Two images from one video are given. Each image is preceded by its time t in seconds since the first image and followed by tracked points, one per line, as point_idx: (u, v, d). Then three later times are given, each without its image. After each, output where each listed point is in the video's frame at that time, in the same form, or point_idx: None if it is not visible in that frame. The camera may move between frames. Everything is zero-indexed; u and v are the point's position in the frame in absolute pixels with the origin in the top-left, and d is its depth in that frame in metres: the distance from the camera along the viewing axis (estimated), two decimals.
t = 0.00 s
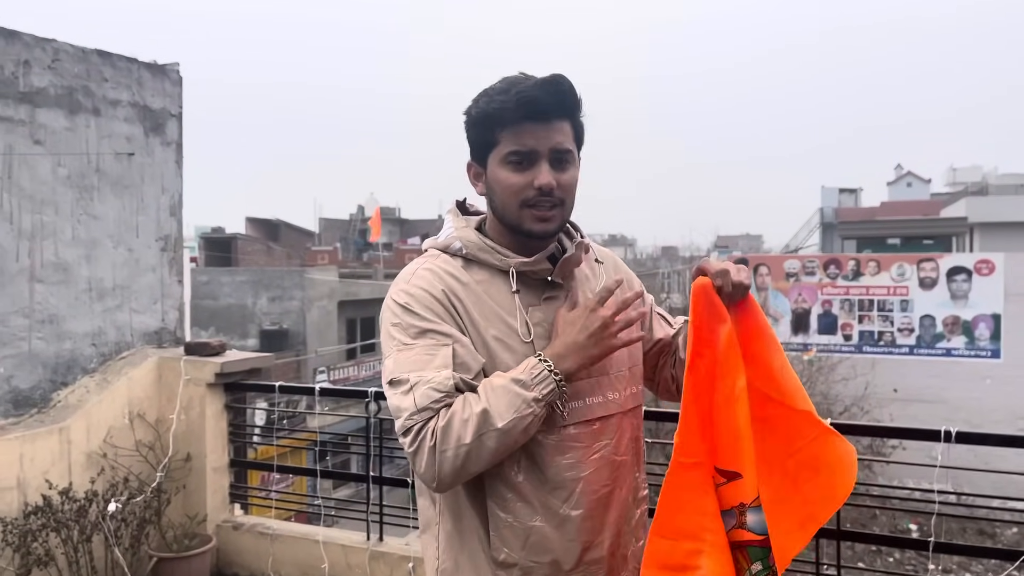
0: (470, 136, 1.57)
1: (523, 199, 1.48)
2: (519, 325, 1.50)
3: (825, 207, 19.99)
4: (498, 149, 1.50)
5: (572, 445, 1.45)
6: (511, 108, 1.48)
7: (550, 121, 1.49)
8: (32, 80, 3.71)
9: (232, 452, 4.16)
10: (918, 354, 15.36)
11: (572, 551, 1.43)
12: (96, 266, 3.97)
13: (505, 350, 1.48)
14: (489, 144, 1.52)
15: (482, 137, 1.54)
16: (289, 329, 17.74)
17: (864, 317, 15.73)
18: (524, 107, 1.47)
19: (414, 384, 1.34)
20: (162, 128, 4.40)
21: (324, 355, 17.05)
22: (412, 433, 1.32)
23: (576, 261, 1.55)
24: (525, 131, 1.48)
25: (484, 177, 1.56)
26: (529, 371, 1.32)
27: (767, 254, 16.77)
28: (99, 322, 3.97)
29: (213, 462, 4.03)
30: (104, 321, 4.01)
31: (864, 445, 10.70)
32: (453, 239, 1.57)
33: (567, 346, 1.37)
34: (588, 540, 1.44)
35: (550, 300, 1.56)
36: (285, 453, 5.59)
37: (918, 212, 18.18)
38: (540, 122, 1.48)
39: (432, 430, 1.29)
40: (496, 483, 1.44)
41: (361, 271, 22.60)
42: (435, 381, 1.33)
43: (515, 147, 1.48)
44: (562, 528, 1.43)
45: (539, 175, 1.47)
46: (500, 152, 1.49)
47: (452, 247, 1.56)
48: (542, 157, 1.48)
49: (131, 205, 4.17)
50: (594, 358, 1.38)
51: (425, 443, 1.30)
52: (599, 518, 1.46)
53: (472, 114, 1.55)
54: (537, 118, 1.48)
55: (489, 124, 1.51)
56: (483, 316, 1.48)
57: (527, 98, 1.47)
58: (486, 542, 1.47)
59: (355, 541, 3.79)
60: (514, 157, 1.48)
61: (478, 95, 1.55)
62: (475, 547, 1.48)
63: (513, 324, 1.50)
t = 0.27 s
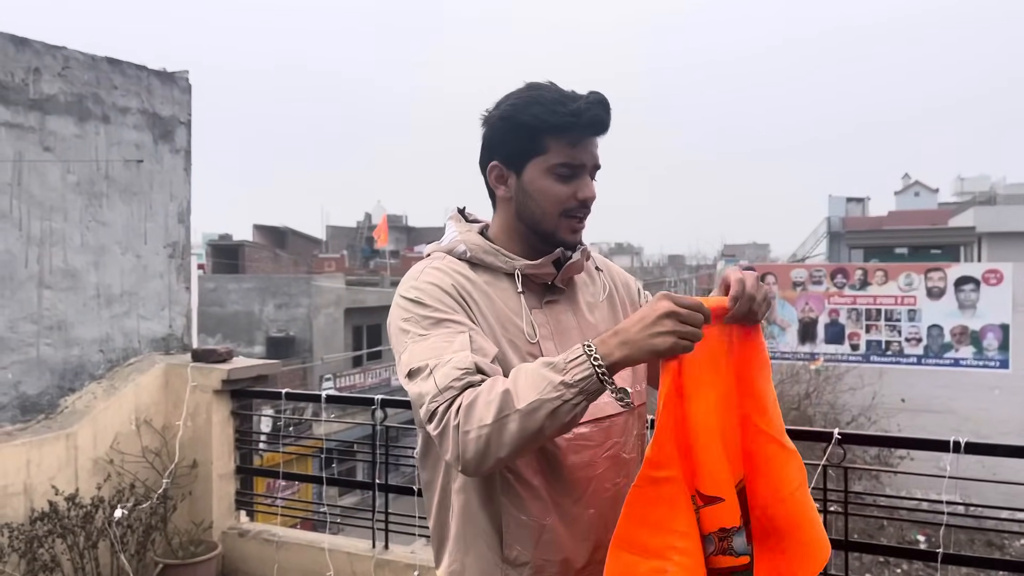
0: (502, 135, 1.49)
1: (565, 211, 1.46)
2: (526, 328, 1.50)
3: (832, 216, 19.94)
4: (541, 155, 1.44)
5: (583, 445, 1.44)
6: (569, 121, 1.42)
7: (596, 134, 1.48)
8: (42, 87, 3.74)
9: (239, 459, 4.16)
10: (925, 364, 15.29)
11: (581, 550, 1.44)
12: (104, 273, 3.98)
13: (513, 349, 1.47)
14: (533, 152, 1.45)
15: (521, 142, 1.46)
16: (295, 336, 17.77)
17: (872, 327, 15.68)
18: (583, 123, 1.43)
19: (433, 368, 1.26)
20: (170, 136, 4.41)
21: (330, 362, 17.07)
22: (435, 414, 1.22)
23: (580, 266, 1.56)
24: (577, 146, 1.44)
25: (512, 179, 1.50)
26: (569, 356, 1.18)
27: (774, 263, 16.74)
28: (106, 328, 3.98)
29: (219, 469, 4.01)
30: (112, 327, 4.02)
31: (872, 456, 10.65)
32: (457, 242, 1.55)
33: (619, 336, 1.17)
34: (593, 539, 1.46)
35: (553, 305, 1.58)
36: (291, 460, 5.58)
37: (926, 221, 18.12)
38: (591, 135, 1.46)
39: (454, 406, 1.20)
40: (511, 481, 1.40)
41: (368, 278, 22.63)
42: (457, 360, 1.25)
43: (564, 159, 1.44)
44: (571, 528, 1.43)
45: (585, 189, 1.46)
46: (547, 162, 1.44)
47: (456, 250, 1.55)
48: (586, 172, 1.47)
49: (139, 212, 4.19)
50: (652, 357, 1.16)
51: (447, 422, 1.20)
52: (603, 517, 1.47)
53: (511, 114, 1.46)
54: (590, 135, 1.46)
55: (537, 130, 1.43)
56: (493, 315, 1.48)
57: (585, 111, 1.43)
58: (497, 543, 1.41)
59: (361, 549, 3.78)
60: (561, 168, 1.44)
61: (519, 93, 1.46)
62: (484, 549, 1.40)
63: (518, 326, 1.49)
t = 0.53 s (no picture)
0: (516, 139, 1.48)
1: (576, 218, 1.46)
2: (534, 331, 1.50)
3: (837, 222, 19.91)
4: (554, 161, 1.44)
5: (589, 448, 1.41)
6: (583, 129, 1.42)
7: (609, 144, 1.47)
8: (49, 90, 3.76)
9: (243, 463, 4.15)
10: (931, 371, 15.23)
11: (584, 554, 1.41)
12: (110, 276, 3.99)
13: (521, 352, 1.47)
14: (546, 158, 1.44)
15: (534, 148, 1.45)
16: (299, 340, 17.79)
17: (877, 333, 15.64)
18: (597, 132, 1.43)
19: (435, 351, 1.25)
20: (177, 140, 4.43)
21: (335, 367, 17.08)
22: (436, 395, 1.20)
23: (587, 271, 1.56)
24: (589, 154, 1.44)
25: (524, 184, 1.50)
26: (565, 324, 1.14)
27: (778, 269, 16.71)
28: (112, 332, 3.99)
29: (224, 472, 4.01)
30: (117, 330, 4.03)
31: (876, 462, 10.61)
32: (466, 246, 1.55)
33: (620, 302, 1.14)
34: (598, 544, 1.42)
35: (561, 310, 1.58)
36: (295, 464, 5.58)
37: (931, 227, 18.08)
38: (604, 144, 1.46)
39: (454, 384, 1.17)
40: (517, 484, 1.36)
41: (372, 283, 22.65)
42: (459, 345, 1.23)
43: (577, 166, 1.43)
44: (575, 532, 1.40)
45: (597, 197, 1.45)
46: (559, 168, 1.43)
47: (463, 254, 1.54)
48: (597, 181, 1.46)
49: (145, 215, 4.20)
50: (651, 327, 1.13)
51: (446, 400, 1.17)
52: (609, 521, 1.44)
53: (525, 120, 1.46)
54: (603, 144, 1.46)
55: (551, 137, 1.43)
56: (501, 318, 1.48)
57: (599, 120, 1.42)
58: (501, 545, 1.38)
59: (364, 553, 3.77)
60: (573, 175, 1.44)
61: (534, 100, 1.46)
62: (487, 552, 1.37)
63: (524, 329, 1.49)
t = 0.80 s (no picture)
0: (525, 145, 1.48)
1: (585, 221, 1.46)
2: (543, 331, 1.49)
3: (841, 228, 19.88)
4: (564, 164, 1.44)
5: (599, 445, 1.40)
6: (591, 134, 1.42)
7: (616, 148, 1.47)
8: (57, 94, 3.77)
9: (247, 466, 4.15)
10: (936, 376, 15.18)
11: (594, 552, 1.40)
12: (116, 278, 4.00)
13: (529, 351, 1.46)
14: (554, 162, 1.44)
15: (543, 152, 1.46)
16: (303, 344, 17.81)
17: (881, 338, 15.60)
18: (605, 137, 1.43)
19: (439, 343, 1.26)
20: (183, 143, 4.44)
21: (338, 371, 17.08)
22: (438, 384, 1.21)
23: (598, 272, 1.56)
24: (598, 158, 1.44)
25: (533, 189, 1.50)
26: (561, 308, 1.13)
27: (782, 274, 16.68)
28: (117, 334, 3.99)
29: (228, 475, 4.01)
30: (123, 333, 4.03)
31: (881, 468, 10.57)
32: (476, 249, 1.55)
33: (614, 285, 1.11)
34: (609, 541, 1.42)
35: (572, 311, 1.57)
36: (300, 467, 5.57)
37: (936, 233, 18.04)
38: (612, 148, 1.46)
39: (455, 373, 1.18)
40: (530, 481, 1.36)
41: (376, 287, 22.66)
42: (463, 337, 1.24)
43: (585, 170, 1.43)
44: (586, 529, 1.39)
45: (605, 200, 1.45)
46: (567, 172, 1.43)
47: (475, 256, 1.54)
48: (605, 184, 1.46)
49: (151, 218, 4.21)
50: (641, 307, 1.09)
51: (447, 389, 1.18)
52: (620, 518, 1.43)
53: (533, 125, 1.46)
54: (611, 148, 1.46)
55: (560, 141, 1.43)
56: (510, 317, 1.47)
57: (607, 124, 1.43)
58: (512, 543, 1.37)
59: (368, 557, 3.76)
60: (581, 178, 1.44)
61: (542, 106, 1.47)
62: (499, 550, 1.36)
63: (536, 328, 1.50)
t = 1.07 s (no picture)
0: (528, 150, 1.50)
1: (592, 221, 1.46)
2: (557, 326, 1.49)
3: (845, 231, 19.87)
4: (568, 165, 1.45)
5: (618, 431, 1.39)
6: (592, 135, 1.43)
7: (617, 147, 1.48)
8: (64, 96, 3.79)
9: (252, 467, 4.15)
10: (939, 380, 15.16)
11: (615, 536, 1.39)
12: (122, 280, 4.01)
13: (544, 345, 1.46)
14: (557, 164, 1.45)
15: (546, 155, 1.47)
16: (306, 346, 17.83)
17: (885, 341, 15.58)
18: (606, 137, 1.44)
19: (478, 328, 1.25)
20: (188, 145, 4.46)
21: (341, 373, 17.09)
22: (479, 366, 1.20)
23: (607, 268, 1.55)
24: (601, 159, 1.45)
25: (539, 191, 1.51)
26: (609, 284, 1.16)
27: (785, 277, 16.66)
28: (123, 335, 4.01)
29: (233, 476, 4.01)
30: (128, 334, 4.05)
31: (884, 471, 10.55)
32: (487, 248, 1.55)
33: (663, 256, 1.18)
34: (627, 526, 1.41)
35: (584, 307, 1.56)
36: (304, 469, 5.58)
37: (940, 236, 18.01)
38: (613, 147, 1.47)
39: (502, 352, 1.18)
40: (547, 466, 1.36)
41: (379, 289, 22.67)
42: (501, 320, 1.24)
43: (589, 170, 1.44)
44: (604, 514, 1.38)
45: (610, 198, 1.46)
46: (572, 173, 1.44)
47: (485, 255, 1.54)
48: (610, 183, 1.47)
49: (157, 220, 4.23)
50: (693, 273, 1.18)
51: (493, 367, 1.17)
52: (637, 504, 1.43)
53: (536, 129, 1.47)
54: (612, 148, 1.47)
55: (562, 143, 1.44)
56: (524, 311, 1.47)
57: (607, 123, 1.44)
58: (531, 528, 1.37)
59: (373, 558, 3.76)
60: (585, 178, 1.45)
61: (543, 110, 1.48)
62: (517, 536, 1.36)
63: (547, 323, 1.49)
